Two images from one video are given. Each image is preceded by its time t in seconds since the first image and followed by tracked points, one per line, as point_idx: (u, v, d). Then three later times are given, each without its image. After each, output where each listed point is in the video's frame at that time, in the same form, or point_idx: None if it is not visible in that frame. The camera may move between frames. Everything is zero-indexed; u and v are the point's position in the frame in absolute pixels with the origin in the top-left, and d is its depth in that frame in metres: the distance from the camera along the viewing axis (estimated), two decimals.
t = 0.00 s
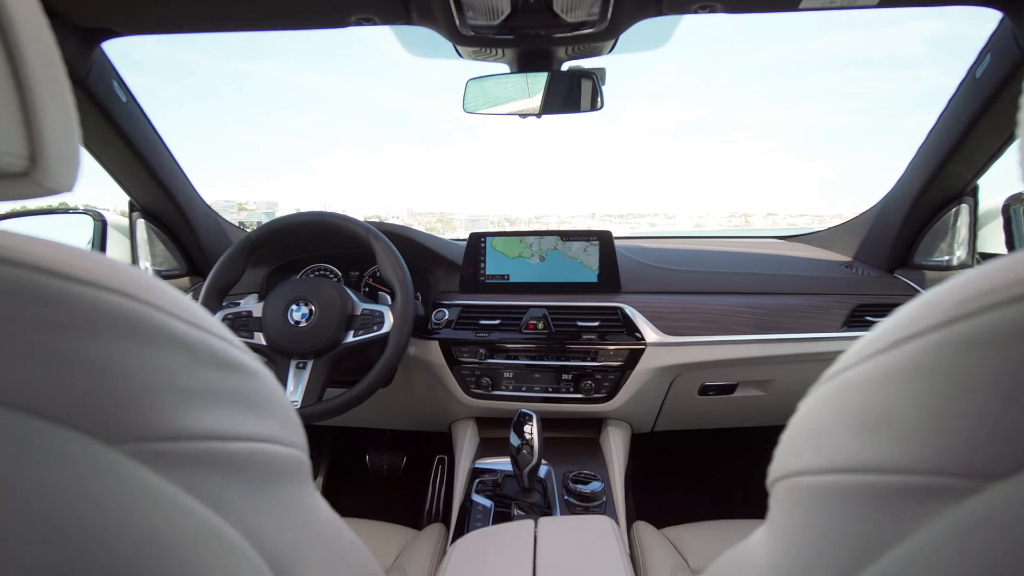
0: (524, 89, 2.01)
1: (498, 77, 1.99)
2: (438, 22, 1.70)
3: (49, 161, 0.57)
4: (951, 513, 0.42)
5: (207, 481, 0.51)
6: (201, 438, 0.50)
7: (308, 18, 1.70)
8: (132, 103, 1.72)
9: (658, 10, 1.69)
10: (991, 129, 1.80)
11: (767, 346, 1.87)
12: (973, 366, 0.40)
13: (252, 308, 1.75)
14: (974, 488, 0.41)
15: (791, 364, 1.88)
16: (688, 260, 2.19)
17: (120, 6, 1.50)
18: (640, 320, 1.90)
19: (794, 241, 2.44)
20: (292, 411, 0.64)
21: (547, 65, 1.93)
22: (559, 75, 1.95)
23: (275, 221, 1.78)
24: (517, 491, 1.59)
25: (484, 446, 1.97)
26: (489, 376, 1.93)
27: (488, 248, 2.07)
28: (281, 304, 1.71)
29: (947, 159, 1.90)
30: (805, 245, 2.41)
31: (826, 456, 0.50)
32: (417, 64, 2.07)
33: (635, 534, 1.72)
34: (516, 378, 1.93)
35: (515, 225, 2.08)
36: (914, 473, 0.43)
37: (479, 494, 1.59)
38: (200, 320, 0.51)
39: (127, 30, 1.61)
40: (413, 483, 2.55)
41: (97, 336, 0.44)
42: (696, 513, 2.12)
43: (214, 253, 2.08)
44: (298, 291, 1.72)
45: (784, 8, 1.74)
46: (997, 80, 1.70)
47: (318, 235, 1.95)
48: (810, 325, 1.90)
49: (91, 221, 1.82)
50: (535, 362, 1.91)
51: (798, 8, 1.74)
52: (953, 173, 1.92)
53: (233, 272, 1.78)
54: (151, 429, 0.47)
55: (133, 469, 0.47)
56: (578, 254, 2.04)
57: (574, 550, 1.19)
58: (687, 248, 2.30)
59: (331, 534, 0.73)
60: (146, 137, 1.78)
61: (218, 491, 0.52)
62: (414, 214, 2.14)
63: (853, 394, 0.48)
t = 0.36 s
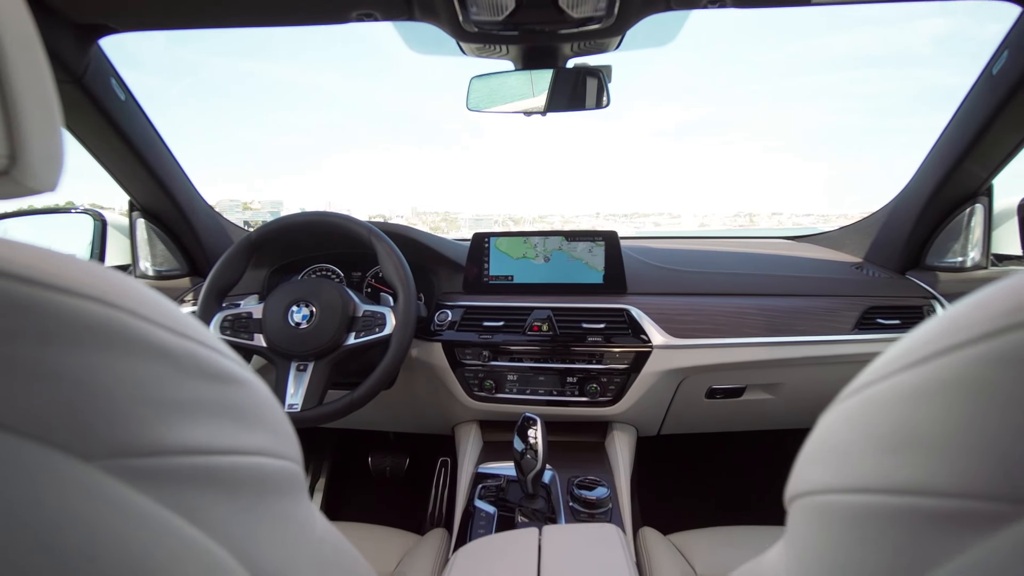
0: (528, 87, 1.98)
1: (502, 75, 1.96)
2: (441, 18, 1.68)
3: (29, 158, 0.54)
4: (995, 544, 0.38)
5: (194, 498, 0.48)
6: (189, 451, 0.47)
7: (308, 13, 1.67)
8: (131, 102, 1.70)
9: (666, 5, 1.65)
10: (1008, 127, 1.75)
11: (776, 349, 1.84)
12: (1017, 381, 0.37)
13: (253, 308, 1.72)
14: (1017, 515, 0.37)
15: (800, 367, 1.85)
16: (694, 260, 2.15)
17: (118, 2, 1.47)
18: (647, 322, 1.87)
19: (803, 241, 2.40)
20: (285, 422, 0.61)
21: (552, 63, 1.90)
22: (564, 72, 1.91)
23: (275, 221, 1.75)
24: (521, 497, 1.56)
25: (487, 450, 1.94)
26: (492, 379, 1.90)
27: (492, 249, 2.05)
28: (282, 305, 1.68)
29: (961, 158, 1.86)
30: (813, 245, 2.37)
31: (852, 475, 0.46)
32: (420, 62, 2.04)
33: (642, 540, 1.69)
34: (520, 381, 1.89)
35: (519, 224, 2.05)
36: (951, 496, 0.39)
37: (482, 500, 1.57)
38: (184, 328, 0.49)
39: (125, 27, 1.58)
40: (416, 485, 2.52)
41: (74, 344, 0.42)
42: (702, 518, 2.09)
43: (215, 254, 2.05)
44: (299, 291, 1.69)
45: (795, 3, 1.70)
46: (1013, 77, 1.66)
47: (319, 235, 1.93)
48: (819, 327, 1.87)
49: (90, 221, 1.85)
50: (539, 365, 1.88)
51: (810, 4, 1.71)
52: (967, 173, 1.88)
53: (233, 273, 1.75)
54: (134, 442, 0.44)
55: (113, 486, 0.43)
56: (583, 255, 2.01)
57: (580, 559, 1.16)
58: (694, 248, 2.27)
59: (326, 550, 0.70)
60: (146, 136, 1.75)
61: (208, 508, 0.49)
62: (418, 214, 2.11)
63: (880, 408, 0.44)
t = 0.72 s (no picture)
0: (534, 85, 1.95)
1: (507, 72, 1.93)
2: (444, 13, 1.64)
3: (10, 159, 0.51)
4: None
5: (182, 518, 0.45)
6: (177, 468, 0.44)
7: (309, 8, 1.64)
8: (129, 100, 1.68)
9: None
10: None
11: (786, 351, 1.80)
12: None
13: (253, 309, 1.70)
14: None
15: (810, 370, 1.81)
16: (702, 261, 2.12)
17: None
18: (654, 324, 1.83)
19: (812, 241, 2.36)
20: (278, 434, 0.58)
21: (557, 59, 1.87)
22: (570, 68, 1.88)
23: (276, 221, 1.73)
24: (525, 503, 1.53)
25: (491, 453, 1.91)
26: (496, 381, 1.87)
27: (496, 249, 2.02)
28: (282, 306, 1.66)
29: (976, 156, 1.81)
30: (823, 245, 2.33)
31: (885, 496, 0.43)
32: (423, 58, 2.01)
33: (648, 546, 1.65)
34: (525, 384, 1.86)
35: (524, 224, 2.02)
36: (989, 523, 0.36)
37: (486, 505, 1.54)
38: (169, 338, 0.46)
39: (123, 22, 1.55)
40: (419, 487, 2.50)
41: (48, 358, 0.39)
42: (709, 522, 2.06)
43: (216, 254, 2.03)
44: (300, 292, 1.66)
45: None
46: None
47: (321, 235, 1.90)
48: (830, 330, 1.83)
49: (91, 220, 1.90)
50: (544, 367, 1.84)
51: None
52: (983, 172, 1.84)
53: (233, 273, 1.72)
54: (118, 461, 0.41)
55: (93, 508, 0.40)
56: (589, 255, 1.98)
57: (586, 569, 1.13)
58: (701, 248, 2.23)
59: (324, 564, 0.67)
60: (145, 135, 1.73)
61: (197, 528, 0.46)
62: (424, 213, 2.08)
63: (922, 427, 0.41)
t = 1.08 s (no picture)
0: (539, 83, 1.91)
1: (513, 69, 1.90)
2: (448, 7, 1.61)
3: None
4: None
5: (162, 540, 0.41)
6: (165, 485, 0.41)
7: (311, 3, 1.61)
8: (129, 98, 1.65)
9: None
10: None
11: (797, 354, 1.76)
12: None
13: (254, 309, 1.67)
14: None
15: (822, 373, 1.77)
16: (710, 261, 2.08)
17: None
18: (662, 325, 1.79)
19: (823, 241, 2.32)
20: (268, 446, 0.55)
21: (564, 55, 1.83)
22: (577, 64, 1.84)
23: (277, 220, 1.70)
24: (531, 509, 1.50)
25: (496, 456, 1.88)
26: (501, 384, 1.84)
27: (501, 248, 1.99)
28: (284, 307, 1.63)
29: (995, 154, 1.77)
30: (834, 245, 2.29)
31: (906, 519, 0.41)
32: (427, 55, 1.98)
33: (656, 553, 1.62)
34: (530, 387, 1.83)
35: (530, 224, 1.99)
36: (993, 552, 0.35)
37: (490, 511, 1.51)
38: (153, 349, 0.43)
39: (121, 18, 1.53)
40: (425, 489, 2.47)
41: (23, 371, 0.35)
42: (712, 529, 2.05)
43: (218, 253, 2.00)
44: (302, 292, 1.64)
45: None
46: None
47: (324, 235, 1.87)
48: (842, 332, 1.79)
49: (92, 219, 1.89)
50: (550, 370, 1.81)
51: None
52: (1002, 170, 1.80)
53: (234, 273, 1.70)
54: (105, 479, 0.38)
55: (66, 530, 0.36)
56: (596, 255, 1.95)
57: None
58: (710, 248, 2.19)
59: None
60: (146, 133, 1.70)
61: (178, 550, 0.42)
62: (429, 212, 2.05)
63: (958, 444, 0.38)
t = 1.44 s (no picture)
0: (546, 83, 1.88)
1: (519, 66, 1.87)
2: (453, 2, 1.58)
3: None
4: None
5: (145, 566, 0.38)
6: (151, 506, 0.38)
7: None
8: (129, 95, 1.63)
9: None
10: None
11: (809, 357, 1.72)
12: None
13: (256, 310, 1.64)
14: None
15: (835, 376, 1.73)
16: (719, 261, 2.04)
17: None
18: (671, 327, 1.75)
19: (835, 241, 2.28)
20: (261, 458, 0.52)
21: (572, 50, 1.79)
22: (585, 59, 1.79)
23: (279, 219, 1.68)
24: (536, 516, 1.46)
25: (501, 459, 1.85)
26: (507, 386, 1.81)
27: (506, 248, 1.96)
28: (286, 307, 1.60)
29: (1016, 151, 1.73)
30: (846, 245, 2.24)
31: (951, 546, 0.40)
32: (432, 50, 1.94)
33: (664, 560, 1.59)
34: (536, 389, 1.80)
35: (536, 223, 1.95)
36: None
37: (494, 518, 1.48)
38: (138, 361, 0.40)
39: (119, 13, 1.50)
40: (430, 490, 2.44)
41: None
42: (718, 535, 2.05)
43: (219, 252, 1.99)
44: (304, 293, 1.61)
45: None
46: None
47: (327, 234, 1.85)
48: (856, 334, 1.75)
49: (93, 219, 1.85)
50: (556, 372, 1.78)
51: None
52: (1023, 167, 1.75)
53: (236, 273, 1.67)
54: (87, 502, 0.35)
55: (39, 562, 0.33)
56: (603, 255, 1.91)
57: None
58: (719, 248, 2.15)
59: None
60: (146, 130, 1.69)
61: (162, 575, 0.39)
62: (435, 210, 2.02)
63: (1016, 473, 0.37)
